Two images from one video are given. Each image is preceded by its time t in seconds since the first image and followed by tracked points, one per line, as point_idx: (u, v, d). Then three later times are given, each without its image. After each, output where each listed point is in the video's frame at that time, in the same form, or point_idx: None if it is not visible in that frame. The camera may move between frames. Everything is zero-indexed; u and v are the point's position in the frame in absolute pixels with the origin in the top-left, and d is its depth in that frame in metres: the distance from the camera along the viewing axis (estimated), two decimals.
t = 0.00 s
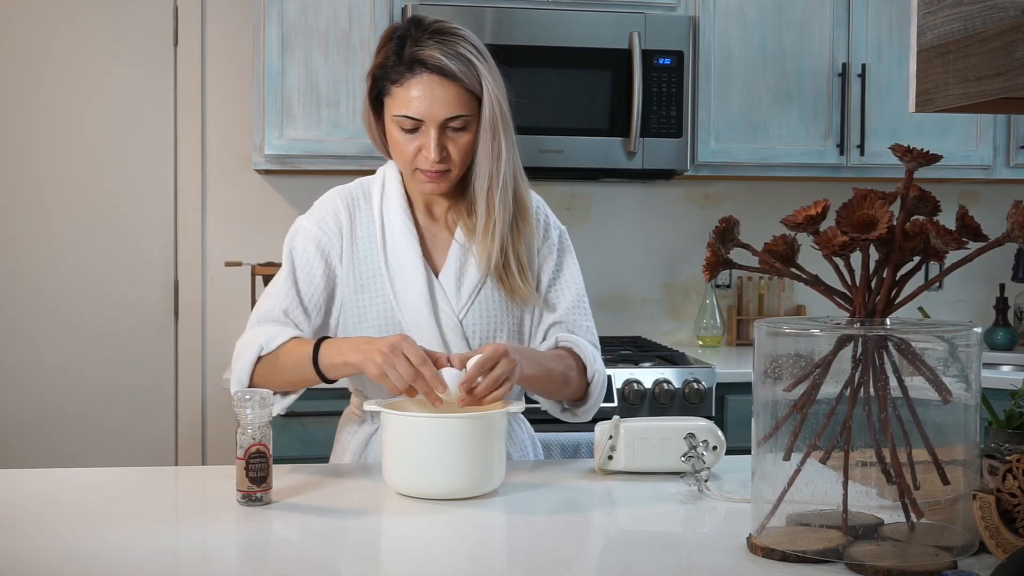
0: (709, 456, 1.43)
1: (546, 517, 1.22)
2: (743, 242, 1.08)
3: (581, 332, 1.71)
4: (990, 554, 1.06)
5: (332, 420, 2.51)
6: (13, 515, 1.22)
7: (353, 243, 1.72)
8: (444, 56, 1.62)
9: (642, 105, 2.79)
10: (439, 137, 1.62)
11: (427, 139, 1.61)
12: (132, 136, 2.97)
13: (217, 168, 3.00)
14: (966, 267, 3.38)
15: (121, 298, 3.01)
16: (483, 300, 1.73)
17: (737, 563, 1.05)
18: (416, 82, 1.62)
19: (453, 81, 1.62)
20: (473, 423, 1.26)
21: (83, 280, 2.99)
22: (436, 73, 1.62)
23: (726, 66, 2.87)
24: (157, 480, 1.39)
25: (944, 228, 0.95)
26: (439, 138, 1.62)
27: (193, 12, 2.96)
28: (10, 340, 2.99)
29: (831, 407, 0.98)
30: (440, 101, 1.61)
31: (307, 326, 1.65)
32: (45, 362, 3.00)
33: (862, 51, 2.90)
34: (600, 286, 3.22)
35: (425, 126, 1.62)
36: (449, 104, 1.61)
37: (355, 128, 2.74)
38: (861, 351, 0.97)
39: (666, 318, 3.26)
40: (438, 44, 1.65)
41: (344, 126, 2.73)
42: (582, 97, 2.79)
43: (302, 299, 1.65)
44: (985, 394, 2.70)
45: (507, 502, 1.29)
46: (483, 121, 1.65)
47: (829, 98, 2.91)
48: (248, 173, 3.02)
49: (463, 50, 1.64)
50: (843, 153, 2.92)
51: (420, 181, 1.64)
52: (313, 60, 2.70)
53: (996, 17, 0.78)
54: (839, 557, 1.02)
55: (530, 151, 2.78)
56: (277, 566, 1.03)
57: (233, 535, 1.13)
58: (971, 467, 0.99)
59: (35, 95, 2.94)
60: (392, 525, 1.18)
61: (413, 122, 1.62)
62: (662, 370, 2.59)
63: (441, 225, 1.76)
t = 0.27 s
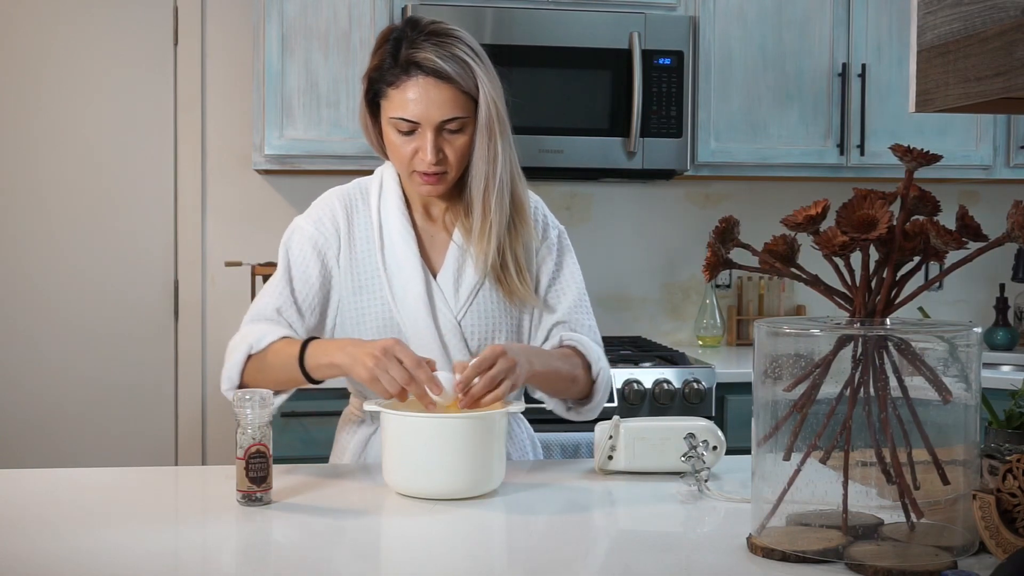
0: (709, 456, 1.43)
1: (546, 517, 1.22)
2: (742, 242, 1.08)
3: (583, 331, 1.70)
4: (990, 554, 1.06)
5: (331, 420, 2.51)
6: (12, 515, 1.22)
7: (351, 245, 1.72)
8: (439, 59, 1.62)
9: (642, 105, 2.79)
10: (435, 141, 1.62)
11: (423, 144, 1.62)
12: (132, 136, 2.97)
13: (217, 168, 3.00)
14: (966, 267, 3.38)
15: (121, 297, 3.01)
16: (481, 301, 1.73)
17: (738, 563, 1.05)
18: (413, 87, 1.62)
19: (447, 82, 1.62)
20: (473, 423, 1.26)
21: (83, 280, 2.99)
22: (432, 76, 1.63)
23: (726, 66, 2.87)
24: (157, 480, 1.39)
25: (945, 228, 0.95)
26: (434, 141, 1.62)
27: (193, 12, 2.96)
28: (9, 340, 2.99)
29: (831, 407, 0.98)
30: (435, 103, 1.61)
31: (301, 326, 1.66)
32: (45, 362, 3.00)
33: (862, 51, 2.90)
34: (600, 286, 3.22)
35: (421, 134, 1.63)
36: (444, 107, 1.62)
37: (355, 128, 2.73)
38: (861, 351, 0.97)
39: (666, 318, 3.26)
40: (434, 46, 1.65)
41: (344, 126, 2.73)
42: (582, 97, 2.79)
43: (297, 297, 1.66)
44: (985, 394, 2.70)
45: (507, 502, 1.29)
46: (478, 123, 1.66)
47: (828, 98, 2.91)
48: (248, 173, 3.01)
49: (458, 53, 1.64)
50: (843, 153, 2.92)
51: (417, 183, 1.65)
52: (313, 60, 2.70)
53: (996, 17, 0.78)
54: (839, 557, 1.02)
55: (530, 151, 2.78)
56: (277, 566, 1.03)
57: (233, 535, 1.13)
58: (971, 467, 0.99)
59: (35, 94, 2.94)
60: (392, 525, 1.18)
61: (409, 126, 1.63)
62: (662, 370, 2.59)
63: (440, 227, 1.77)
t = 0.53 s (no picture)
0: (710, 456, 1.43)
1: (546, 516, 1.22)
2: (742, 242, 1.08)
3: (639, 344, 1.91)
4: (990, 554, 1.06)
5: (331, 420, 2.51)
6: (12, 515, 1.22)
7: (502, 259, 2.01)
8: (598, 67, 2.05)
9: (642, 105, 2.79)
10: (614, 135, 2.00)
11: (570, 142, 2.01)
12: (132, 136, 2.97)
13: (217, 168, 3.00)
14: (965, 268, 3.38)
15: (121, 297, 3.01)
16: (608, 312, 1.93)
17: (738, 563, 1.05)
18: (541, 95, 2.04)
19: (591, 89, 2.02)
20: (473, 423, 1.26)
21: (83, 280, 2.99)
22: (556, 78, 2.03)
23: (726, 66, 2.87)
24: (157, 480, 1.39)
25: (944, 228, 0.95)
26: (551, 137, 2.03)
27: (193, 12, 2.97)
28: (9, 340, 2.99)
29: (831, 408, 0.98)
30: (556, 100, 2.01)
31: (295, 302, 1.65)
32: (45, 362, 3.00)
33: (861, 52, 2.91)
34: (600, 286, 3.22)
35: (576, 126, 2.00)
36: (562, 103, 2.01)
37: (355, 128, 2.73)
38: (861, 351, 0.97)
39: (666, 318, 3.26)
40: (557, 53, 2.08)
41: (344, 126, 2.73)
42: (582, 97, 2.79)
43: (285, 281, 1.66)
44: (985, 394, 2.70)
45: (507, 502, 1.29)
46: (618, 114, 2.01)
47: (828, 98, 2.91)
48: (248, 173, 3.01)
49: (585, 58, 2.05)
50: (843, 153, 2.92)
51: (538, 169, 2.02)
52: (313, 60, 2.71)
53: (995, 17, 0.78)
54: (839, 557, 1.02)
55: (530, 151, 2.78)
56: (277, 566, 1.03)
57: (233, 535, 1.13)
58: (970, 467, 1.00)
59: (36, 94, 2.94)
60: (392, 525, 1.18)
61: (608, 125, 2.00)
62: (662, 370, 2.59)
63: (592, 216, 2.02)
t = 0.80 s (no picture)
0: (710, 456, 1.43)
1: (546, 516, 1.22)
2: (742, 242, 1.08)
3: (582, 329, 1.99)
4: (990, 554, 1.06)
5: (331, 420, 2.51)
6: (12, 515, 1.22)
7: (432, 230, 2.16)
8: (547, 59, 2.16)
9: (642, 105, 2.79)
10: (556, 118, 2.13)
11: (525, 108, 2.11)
12: (132, 136, 2.97)
13: (217, 168, 3.00)
14: (965, 268, 3.38)
15: (121, 297, 3.01)
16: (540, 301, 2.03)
17: (738, 563, 1.05)
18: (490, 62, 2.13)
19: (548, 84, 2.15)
20: (473, 423, 1.26)
21: (83, 280, 2.99)
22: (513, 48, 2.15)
23: (726, 66, 2.87)
24: (157, 480, 1.39)
25: (944, 228, 0.95)
26: (516, 99, 2.10)
27: (193, 12, 2.97)
28: (9, 340, 2.99)
29: (831, 408, 0.98)
30: (515, 62, 2.13)
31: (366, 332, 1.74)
32: (45, 362, 3.00)
33: (861, 52, 2.91)
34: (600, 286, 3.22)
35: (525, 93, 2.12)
36: (522, 64, 2.13)
37: (355, 128, 2.73)
38: (861, 351, 0.97)
39: (666, 318, 3.26)
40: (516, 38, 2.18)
41: (344, 126, 2.73)
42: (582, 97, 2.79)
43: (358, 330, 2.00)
44: (986, 394, 2.70)
45: (507, 502, 1.29)
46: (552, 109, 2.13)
47: (828, 98, 2.91)
48: (248, 173, 3.01)
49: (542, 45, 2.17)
50: (843, 153, 2.92)
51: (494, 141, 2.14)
52: (313, 60, 2.71)
53: (995, 18, 0.78)
54: (839, 557, 1.02)
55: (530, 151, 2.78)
56: (278, 566, 1.03)
57: (233, 535, 1.13)
58: (971, 467, 0.99)
59: (36, 94, 2.94)
60: (392, 525, 1.18)
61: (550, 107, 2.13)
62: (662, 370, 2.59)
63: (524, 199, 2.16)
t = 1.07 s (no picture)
0: (709, 456, 1.43)
1: (546, 516, 1.22)
2: (742, 241, 1.08)
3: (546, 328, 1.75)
4: (990, 554, 1.06)
5: (331, 420, 2.51)
6: (12, 514, 1.22)
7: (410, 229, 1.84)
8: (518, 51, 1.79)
9: (642, 105, 2.79)
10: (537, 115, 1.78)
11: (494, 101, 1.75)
12: (132, 136, 2.97)
13: (217, 168, 3.00)
14: (965, 267, 3.38)
15: (121, 297, 3.01)
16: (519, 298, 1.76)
17: (738, 563, 1.05)
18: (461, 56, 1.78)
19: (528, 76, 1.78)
20: (473, 423, 1.26)
21: (83, 280, 2.99)
22: (484, 40, 1.81)
23: (726, 66, 2.87)
24: (157, 480, 1.39)
25: (944, 228, 0.94)
26: (483, 97, 1.74)
27: (193, 12, 2.97)
28: (9, 340, 2.99)
29: (831, 407, 0.98)
30: (481, 58, 1.77)
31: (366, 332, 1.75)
32: (45, 362, 3.00)
33: (862, 52, 2.91)
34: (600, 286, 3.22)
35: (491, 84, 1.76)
36: (488, 61, 1.77)
37: (355, 128, 2.73)
38: (861, 351, 0.97)
39: (666, 318, 3.26)
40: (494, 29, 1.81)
41: (344, 126, 2.73)
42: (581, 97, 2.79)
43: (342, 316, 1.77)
44: (986, 393, 2.70)
45: (507, 502, 1.29)
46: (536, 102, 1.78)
47: (828, 98, 2.91)
48: (248, 173, 3.01)
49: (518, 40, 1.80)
50: (843, 153, 2.92)
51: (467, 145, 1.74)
52: (313, 60, 2.70)
53: (996, 18, 0.78)
54: (839, 557, 1.02)
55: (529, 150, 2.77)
56: (278, 567, 1.03)
57: (233, 535, 1.13)
58: (971, 467, 0.99)
59: (36, 95, 2.94)
60: (392, 525, 1.18)
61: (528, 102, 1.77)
62: (662, 370, 2.59)
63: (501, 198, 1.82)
